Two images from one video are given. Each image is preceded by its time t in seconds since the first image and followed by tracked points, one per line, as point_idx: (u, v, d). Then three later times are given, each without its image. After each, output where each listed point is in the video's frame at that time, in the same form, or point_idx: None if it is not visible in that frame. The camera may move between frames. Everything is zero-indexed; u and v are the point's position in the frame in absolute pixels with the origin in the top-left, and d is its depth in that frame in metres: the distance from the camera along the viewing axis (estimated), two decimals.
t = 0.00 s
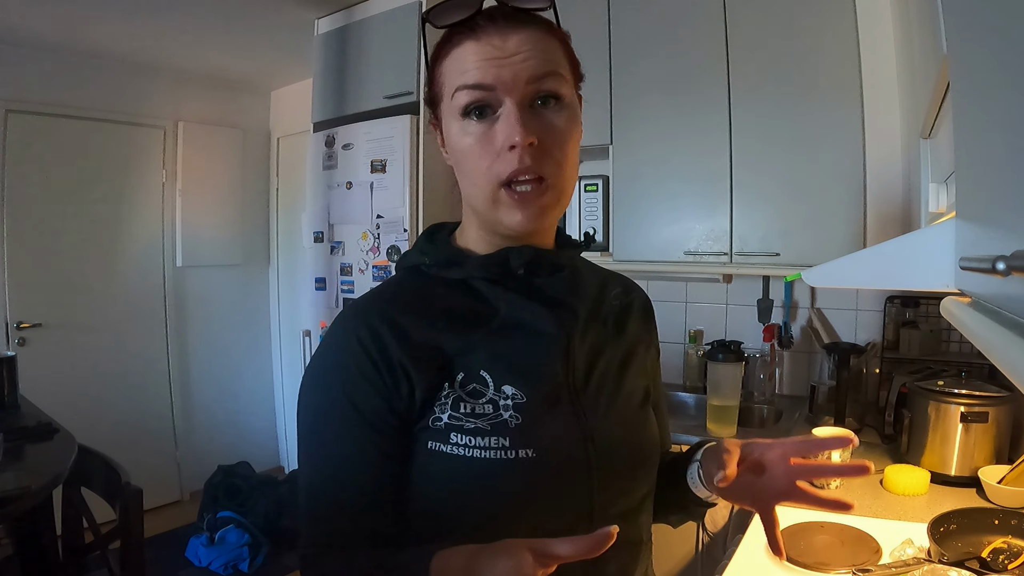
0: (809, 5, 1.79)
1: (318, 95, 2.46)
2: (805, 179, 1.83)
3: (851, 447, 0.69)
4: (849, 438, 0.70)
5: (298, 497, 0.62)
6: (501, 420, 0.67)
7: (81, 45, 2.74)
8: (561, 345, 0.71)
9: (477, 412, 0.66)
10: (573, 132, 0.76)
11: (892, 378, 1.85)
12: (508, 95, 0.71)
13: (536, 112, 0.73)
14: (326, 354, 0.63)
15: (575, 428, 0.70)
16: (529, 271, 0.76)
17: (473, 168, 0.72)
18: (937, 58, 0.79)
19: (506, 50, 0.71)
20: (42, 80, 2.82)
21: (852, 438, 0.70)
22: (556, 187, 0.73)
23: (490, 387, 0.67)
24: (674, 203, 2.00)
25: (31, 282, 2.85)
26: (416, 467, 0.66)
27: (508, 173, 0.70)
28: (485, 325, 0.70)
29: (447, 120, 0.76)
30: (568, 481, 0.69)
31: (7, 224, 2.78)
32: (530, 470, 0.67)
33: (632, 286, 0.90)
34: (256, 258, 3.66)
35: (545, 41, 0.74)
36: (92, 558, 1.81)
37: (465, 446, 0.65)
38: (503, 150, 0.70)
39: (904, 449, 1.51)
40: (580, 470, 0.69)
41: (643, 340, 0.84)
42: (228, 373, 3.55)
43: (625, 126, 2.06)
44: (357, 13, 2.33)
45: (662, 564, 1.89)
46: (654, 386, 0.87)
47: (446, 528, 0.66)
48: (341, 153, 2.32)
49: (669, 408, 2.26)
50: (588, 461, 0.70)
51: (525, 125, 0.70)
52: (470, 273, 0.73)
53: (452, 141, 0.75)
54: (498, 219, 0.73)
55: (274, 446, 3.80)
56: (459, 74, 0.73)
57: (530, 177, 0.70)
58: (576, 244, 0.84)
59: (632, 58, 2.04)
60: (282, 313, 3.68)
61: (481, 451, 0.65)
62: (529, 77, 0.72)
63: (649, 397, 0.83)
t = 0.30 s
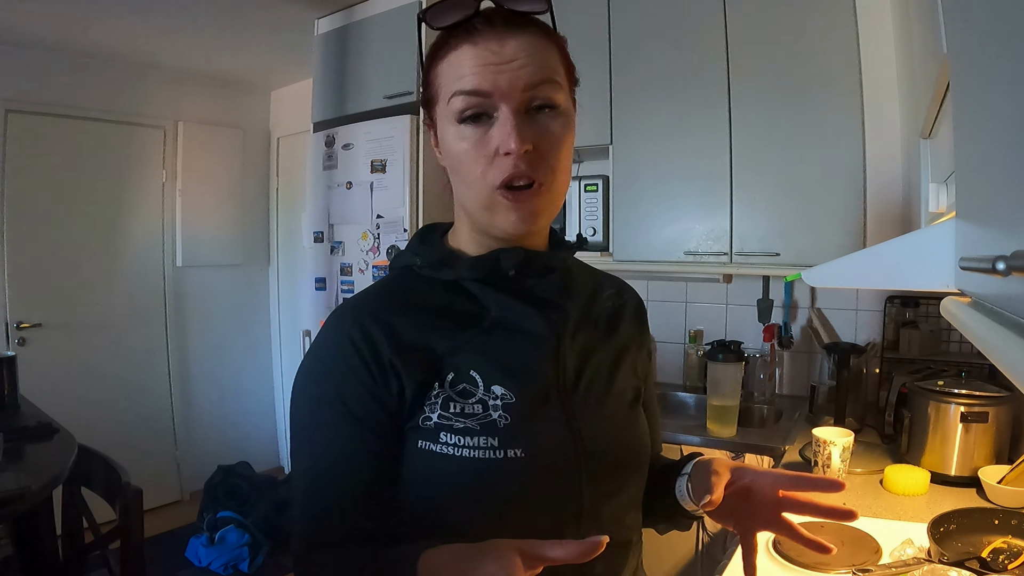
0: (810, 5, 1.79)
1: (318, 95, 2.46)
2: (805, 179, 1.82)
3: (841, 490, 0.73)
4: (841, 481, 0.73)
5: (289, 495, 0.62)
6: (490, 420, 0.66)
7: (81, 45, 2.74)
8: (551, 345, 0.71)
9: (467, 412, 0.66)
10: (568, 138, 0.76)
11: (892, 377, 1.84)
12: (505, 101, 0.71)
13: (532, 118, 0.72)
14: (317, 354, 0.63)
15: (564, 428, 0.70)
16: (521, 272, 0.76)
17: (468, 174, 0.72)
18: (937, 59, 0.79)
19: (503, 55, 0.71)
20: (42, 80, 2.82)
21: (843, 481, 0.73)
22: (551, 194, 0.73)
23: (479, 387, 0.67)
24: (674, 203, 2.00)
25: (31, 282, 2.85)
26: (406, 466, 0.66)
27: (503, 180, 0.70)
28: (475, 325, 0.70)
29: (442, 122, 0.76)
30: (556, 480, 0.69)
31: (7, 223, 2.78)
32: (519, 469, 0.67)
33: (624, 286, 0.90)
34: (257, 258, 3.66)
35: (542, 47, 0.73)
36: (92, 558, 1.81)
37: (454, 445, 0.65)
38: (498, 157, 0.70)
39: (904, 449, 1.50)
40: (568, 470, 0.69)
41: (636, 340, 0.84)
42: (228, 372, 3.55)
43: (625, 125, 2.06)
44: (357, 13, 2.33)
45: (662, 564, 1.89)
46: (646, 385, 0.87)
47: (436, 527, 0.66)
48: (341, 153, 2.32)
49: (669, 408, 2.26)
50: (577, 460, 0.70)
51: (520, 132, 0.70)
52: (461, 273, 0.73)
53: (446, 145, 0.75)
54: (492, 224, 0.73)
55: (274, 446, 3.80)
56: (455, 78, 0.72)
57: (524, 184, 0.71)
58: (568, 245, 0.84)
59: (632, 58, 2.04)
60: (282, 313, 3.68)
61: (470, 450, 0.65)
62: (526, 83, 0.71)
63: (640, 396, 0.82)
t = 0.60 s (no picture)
0: (809, 5, 1.79)
1: (318, 95, 2.46)
2: (804, 178, 1.83)
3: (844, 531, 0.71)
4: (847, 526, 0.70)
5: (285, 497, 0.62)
6: (484, 419, 0.67)
7: (81, 45, 2.73)
8: (543, 345, 0.72)
9: (461, 412, 0.66)
10: (561, 142, 0.76)
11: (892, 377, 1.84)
12: (499, 105, 0.71)
13: (526, 122, 0.72)
14: (312, 355, 0.64)
15: (558, 426, 0.70)
16: (512, 272, 0.76)
17: (460, 178, 0.72)
18: (937, 59, 0.79)
19: (498, 60, 0.71)
20: (42, 79, 2.82)
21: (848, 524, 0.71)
22: (544, 198, 0.73)
23: (473, 386, 0.67)
24: (674, 203, 2.00)
25: (31, 282, 2.85)
26: (401, 467, 0.66)
27: (497, 183, 0.70)
28: (468, 325, 0.70)
29: (434, 125, 0.76)
30: (551, 478, 0.69)
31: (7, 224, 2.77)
32: (513, 468, 0.67)
33: (614, 286, 0.91)
34: (257, 258, 3.66)
35: (536, 51, 0.73)
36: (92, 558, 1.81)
37: (450, 445, 0.65)
38: (492, 161, 0.70)
39: (904, 449, 1.50)
40: (562, 468, 0.70)
41: (626, 340, 0.85)
42: (228, 372, 3.55)
43: (625, 125, 2.06)
44: (357, 13, 2.33)
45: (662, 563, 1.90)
46: (637, 384, 0.88)
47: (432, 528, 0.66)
48: (341, 153, 2.32)
49: (669, 408, 2.26)
50: (571, 458, 0.70)
51: (515, 136, 0.70)
52: (453, 275, 0.73)
53: (438, 147, 0.75)
54: (485, 227, 0.73)
55: (274, 446, 3.80)
56: (449, 82, 0.72)
57: (519, 188, 0.71)
58: (558, 245, 0.84)
59: (631, 58, 2.04)
60: (282, 313, 3.68)
61: (465, 450, 0.65)
62: (520, 88, 0.71)
63: (630, 395, 0.83)
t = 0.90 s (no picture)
0: (809, 5, 1.79)
1: (318, 95, 2.46)
2: (804, 178, 1.83)
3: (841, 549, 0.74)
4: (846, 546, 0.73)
5: (282, 498, 0.63)
6: (480, 419, 0.66)
7: (81, 45, 2.73)
8: (537, 344, 0.71)
9: (457, 412, 0.66)
10: (556, 147, 0.76)
11: (892, 377, 1.84)
12: (496, 111, 0.71)
13: (522, 128, 0.72)
14: (306, 358, 0.63)
15: (553, 425, 0.70)
16: (505, 273, 0.76)
17: (457, 183, 0.71)
18: (937, 58, 0.79)
19: (495, 66, 0.71)
20: (42, 80, 2.82)
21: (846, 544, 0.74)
22: (540, 204, 0.74)
23: (468, 387, 0.67)
24: (674, 203, 2.00)
25: (30, 282, 2.85)
26: (397, 467, 0.67)
27: (495, 190, 0.70)
28: (462, 326, 0.69)
29: (428, 130, 0.75)
30: (545, 477, 0.69)
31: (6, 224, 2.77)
32: (509, 467, 0.67)
33: (604, 286, 0.91)
34: (257, 258, 3.66)
35: (532, 56, 0.73)
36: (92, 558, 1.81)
37: (445, 446, 0.65)
38: (489, 168, 0.70)
39: (904, 449, 1.50)
40: (556, 467, 0.70)
41: (617, 339, 0.85)
42: (228, 373, 3.55)
43: (625, 125, 2.06)
44: (357, 13, 2.33)
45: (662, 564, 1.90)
46: (629, 382, 0.88)
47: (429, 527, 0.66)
48: (341, 153, 2.32)
49: (669, 408, 2.26)
50: (565, 457, 0.71)
51: (512, 142, 0.70)
52: (447, 275, 0.72)
53: (433, 152, 0.74)
54: (480, 233, 0.73)
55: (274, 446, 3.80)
56: (446, 87, 0.71)
57: (515, 195, 0.71)
58: (550, 246, 0.84)
59: (631, 58, 2.04)
60: (282, 313, 3.68)
61: (461, 450, 0.65)
62: (517, 95, 0.71)
63: (623, 393, 0.83)
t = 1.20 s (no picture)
0: (808, 4, 1.79)
1: (319, 95, 2.46)
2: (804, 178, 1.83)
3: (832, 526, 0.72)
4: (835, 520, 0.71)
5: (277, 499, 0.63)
6: (475, 421, 0.66)
7: (82, 45, 2.74)
8: (533, 346, 0.71)
9: (452, 414, 0.66)
10: (552, 145, 0.76)
11: (892, 377, 1.84)
12: (491, 107, 0.71)
13: (518, 124, 0.72)
14: (301, 358, 0.63)
15: (548, 427, 0.70)
16: (501, 273, 0.76)
17: (451, 179, 0.71)
18: (937, 58, 0.79)
19: (490, 63, 0.71)
20: (42, 80, 2.82)
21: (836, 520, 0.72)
22: (535, 201, 0.73)
23: (464, 388, 0.67)
24: (674, 203, 2.00)
25: (30, 282, 2.85)
26: (392, 468, 0.67)
27: (489, 185, 0.70)
28: (457, 327, 0.69)
29: (424, 127, 0.75)
30: (540, 479, 0.69)
31: (6, 224, 2.77)
32: (504, 469, 0.67)
33: (601, 286, 0.91)
34: (257, 258, 3.66)
35: (528, 53, 0.73)
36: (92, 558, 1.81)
37: (440, 447, 0.65)
38: (483, 163, 0.70)
39: (904, 449, 1.50)
40: (552, 469, 0.70)
41: (614, 340, 0.85)
42: (228, 372, 3.55)
43: (625, 125, 2.06)
44: (357, 14, 2.33)
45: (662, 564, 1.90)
46: (625, 383, 0.88)
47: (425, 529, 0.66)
48: (341, 153, 2.32)
49: (669, 408, 2.26)
50: (560, 459, 0.71)
51: (507, 138, 0.70)
52: (443, 276, 0.72)
53: (428, 149, 0.74)
54: (475, 230, 0.73)
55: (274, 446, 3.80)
56: (441, 83, 0.71)
57: (510, 190, 0.71)
58: (547, 246, 0.84)
59: (631, 58, 2.04)
60: (282, 313, 3.68)
61: (455, 452, 0.65)
62: (512, 91, 0.71)
63: (619, 394, 0.83)
